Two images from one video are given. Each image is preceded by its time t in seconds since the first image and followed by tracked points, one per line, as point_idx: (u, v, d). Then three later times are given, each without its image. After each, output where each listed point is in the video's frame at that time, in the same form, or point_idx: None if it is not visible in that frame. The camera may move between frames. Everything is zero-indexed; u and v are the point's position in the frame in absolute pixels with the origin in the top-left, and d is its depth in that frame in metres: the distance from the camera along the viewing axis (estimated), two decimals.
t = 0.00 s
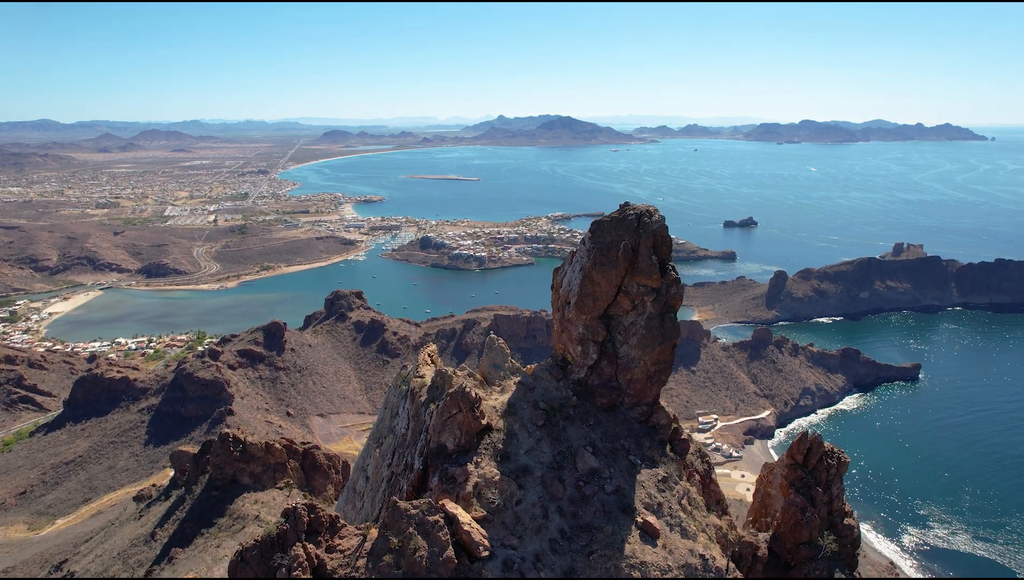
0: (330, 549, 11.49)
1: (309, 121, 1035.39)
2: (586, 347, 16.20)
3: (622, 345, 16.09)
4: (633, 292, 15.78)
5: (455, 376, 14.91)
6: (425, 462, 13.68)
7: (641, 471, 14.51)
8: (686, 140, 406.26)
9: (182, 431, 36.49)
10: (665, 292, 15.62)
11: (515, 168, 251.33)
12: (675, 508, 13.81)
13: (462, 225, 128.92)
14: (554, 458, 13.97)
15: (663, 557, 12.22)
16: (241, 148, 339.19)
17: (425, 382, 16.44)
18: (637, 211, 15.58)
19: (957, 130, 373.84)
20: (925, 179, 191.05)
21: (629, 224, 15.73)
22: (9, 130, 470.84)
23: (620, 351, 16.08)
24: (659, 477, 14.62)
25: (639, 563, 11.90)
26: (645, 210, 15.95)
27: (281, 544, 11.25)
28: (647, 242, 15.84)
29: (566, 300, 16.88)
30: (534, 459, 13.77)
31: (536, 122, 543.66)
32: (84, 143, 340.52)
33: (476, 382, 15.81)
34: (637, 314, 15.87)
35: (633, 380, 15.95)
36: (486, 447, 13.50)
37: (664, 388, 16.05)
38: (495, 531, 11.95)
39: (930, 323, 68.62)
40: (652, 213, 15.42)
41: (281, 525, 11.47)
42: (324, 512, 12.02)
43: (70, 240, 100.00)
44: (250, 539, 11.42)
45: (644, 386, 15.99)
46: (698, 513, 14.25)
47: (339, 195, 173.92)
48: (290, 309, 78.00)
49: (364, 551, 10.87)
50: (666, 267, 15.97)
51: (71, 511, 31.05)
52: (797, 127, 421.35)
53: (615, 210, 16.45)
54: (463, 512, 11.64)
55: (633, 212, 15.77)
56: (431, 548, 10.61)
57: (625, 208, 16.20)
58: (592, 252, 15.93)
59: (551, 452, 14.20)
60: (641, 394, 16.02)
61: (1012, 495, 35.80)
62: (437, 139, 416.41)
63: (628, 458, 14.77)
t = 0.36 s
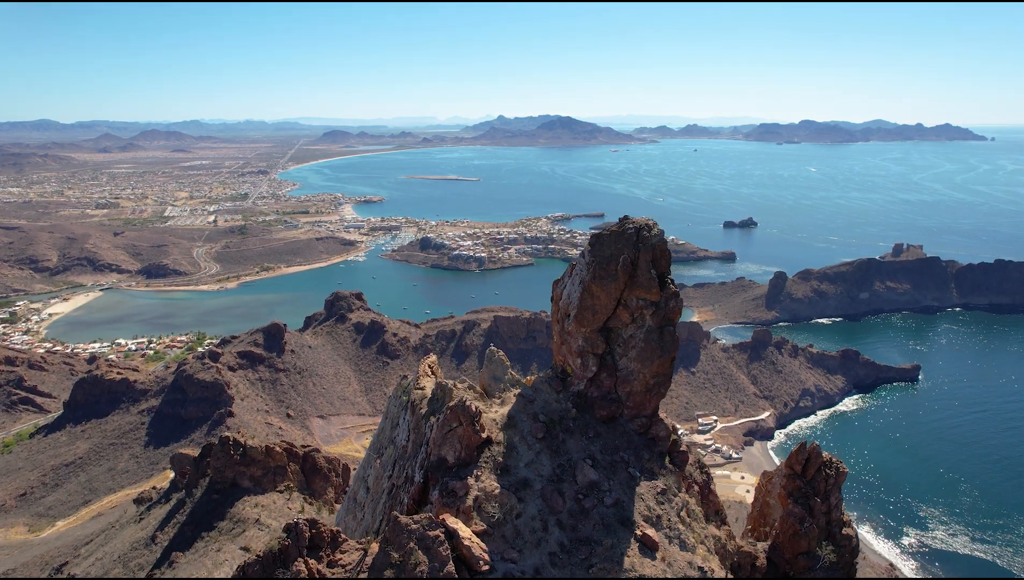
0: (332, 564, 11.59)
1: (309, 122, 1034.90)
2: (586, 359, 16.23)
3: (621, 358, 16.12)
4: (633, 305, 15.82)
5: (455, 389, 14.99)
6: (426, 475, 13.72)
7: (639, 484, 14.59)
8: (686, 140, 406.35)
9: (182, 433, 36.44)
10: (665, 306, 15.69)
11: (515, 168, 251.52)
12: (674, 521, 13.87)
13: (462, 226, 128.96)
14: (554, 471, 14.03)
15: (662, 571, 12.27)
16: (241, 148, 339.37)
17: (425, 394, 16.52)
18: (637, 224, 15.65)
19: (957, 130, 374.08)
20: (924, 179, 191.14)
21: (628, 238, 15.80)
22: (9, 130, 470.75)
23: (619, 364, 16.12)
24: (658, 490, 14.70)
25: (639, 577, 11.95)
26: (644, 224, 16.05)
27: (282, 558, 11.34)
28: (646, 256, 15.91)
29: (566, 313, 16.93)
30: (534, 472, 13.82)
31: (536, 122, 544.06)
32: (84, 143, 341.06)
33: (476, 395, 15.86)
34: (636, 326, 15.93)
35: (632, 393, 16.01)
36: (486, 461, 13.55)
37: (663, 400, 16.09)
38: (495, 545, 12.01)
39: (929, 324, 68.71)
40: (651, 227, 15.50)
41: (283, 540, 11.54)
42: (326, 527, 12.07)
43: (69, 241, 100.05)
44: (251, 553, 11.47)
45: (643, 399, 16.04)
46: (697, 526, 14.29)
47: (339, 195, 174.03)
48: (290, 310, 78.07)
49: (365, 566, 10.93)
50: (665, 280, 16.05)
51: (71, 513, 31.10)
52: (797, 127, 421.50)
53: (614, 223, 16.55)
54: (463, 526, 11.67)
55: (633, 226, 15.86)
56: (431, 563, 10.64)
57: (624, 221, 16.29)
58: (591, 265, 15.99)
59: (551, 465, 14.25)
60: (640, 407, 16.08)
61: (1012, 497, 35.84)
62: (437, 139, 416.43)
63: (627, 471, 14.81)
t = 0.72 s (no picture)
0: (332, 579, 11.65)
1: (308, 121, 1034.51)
2: (585, 371, 16.28)
3: (620, 370, 16.16)
4: (633, 318, 15.87)
5: (455, 402, 15.06)
6: (426, 488, 13.77)
7: (638, 496, 14.61)
8: (686, 140, 406.51)
9: (181, 435, 36.43)
10: (664, 319, 15.75)
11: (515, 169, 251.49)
12: (673, 533, 13.91)
13: (462, 226, 129.07)
14: (553, 483, 14.07)
15: None
16: (241, 148, 339.50)
17: (426, 406, 16.59)
18: (636, 239, 15.75)
19: (957, 130, 374.16)
20: (924, 179, 191.23)
21: (628, 252, 15.89)
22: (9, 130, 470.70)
23: (618, 376, 16.17)
24: (657, 502, 14.73)
25: None
26: (644, 238, 16.13)
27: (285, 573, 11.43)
28: (645, 270, 15.98)
29: (566, 326, 16.98)
30: (534, 485, 13.88)
31: (536, 122, 544.13)
32: (84, 143, 341.44)
33: (476, 407, 15.91)
34: (635, 339, 15.97)
35: (632, 405, 16.03)
36: (486, 474, 13.61)
37: (662, 413, 16.14)
38: (495, 559, 12.05)
39: (929, 325, 68.75)
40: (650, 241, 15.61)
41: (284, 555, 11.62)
42: (327, 543, 12.14)
43: (69, 241, 100.08)
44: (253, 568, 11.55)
45: (642, 411, 16.07)
46: (696, 538, 14.32)
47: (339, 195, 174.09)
48: (290, 311, 78.11)
49: None
50: (664, 294, 16.12)
51: (71, 514, 31.14)
52: (797, 127, 421.52)
53: (614, 237, 16.63)
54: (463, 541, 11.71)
55: (632, 240, 15.95)
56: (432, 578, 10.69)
57: (624, 235, 16.37)
58: (591, 278, 16.07)
59: (551, 477, 14.30)
60: (639, 419, 16.09)
61: (1011, 498, 35.86)
62: (437, 139, 416.63)
63: (627, 483, 14.85)
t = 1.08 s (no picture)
0: None
1: (308, 121, 1034.90)
2: (584, 384, 16.34)
3: (620, 382, 16.22)
4: (632, 331, 15.95)
5: (455, 414, 15.13)
6: (427, 501, 13.81)
7: (637, 508, 14.67)
8: (686, 140, 406.76)
9: (181, 437, 36.43)
10: (664, 332, 15.84)
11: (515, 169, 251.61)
12: (672, 545, 13.95)
13: (462, 226, 129.25)
14: (553, 496, 14.12)
15: None
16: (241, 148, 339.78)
17: (427, 418, 16.64)
18: (635, 252, 15.86)
19: (957, 130, 374.41)
20: (924, 179, 191.46)
21: (627, 265, 15.99)
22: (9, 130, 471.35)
23: (618, 388, 16.22)
24: (656, 514, 14.78)
25: None
26: (643, 252, 16.23)
27: None
28: (645, 283, 16.07)
29: (565, 338, 17.05)
30: (534, 497, 13.92)
31: (536, 122, 544.36)
32: (85, 143, 342.15)
33: (476, 419, 15.97)
34: (634, 352, 16.05)
35: (631, 417, 16.08)
36: (486, 487, 13.66)
37: (662, 425, 16.20)
38: (496, 572, 12.10)
39: (929, 326, 68.83)
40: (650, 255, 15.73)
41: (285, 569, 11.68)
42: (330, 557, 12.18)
43: (69, 242, 100.15)
44: None
45: (642, 423, 16.11)
46: (696, 549, 14.35)
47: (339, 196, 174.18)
48: (290, 311, 78.16)
49: None
50: (664, 307, 16.21)
51: (71, 516, 31.19)
52: (796, 127, 421.80)
53: (614, 249, 16.71)
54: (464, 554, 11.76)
55: (631, 254, 16.05)
56: None
57: (624, 248, 16.47)
58: (590, 292, 16.16)
59: (551, 489, 14.34)
60: (638, 431, 16.14)
61: (1011, 500, 35.89)
62: (437, 139, 417.01)
63: (626, 495, 14.91)
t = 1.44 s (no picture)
0: None
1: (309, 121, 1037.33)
2: (584, 395, 16.37)
3: (619, 394, 16.27)
4: (631, 343, 16.03)
5: (456, 425, 15.18)
6: (427, 512, 13.84)
7: (637, 519, 14.71)
8: (685, 140, 406.98)
9: (181, 438, 36.46)
10: (663, 344, 15.91)
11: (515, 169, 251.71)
12: (672, 556, 13.99)
13: (462, 227, 129.43)
14: (553, 507, 14.15)
15: None
16: (241, 149, 339.77)
17: (427, 428, 16.69)
18: (634, 265, 15.94)
19: (956, 130, 374.45)
20: (924, 180, 191.37)
21: (626, 277, 16.06)
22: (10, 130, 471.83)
23: (618, 400, 16.26)
24: (655, 524, 14.83)
25: None
26: (643, 263, 16.29)
27: None
28: (645, 295, 16.15)
29: (565, 349, 17.09)
30: (534, 508, 13.96)
31: (536, 122, 544.53)
32: (85, 143, 342.58)
33: (477, 430, 16.02)
34: (634, 364, 16.14)
35: (630, 428, 16.14)
36: (487, 499, 13.71)
37: (661, 435, 16.26)
38: None
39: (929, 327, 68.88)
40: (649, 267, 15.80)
41: None
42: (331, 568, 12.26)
43: (69, 243, 100.20)
44: None
45: (641, 434, 16.17)
46: (695, 559, 14.37)
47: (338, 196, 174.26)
48: (291, 312, 78.20)
49: None
50: (663, 319, 16.30)
51: (72, 518, 31.21)
52: (796, 127, 421.92)
53: (613, 261, 16.78)
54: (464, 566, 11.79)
55: (631, 266, 16.12)
56: None
57: (623, 260, 16.54)
58: (590, 303, 16.22)
59: (550, 500, 14.36)
60: (638, 442, 16.19)
61: (1010, 501, 35.92)
62: (437, 139, 417.32)
63: (625, 506, 14.95)
